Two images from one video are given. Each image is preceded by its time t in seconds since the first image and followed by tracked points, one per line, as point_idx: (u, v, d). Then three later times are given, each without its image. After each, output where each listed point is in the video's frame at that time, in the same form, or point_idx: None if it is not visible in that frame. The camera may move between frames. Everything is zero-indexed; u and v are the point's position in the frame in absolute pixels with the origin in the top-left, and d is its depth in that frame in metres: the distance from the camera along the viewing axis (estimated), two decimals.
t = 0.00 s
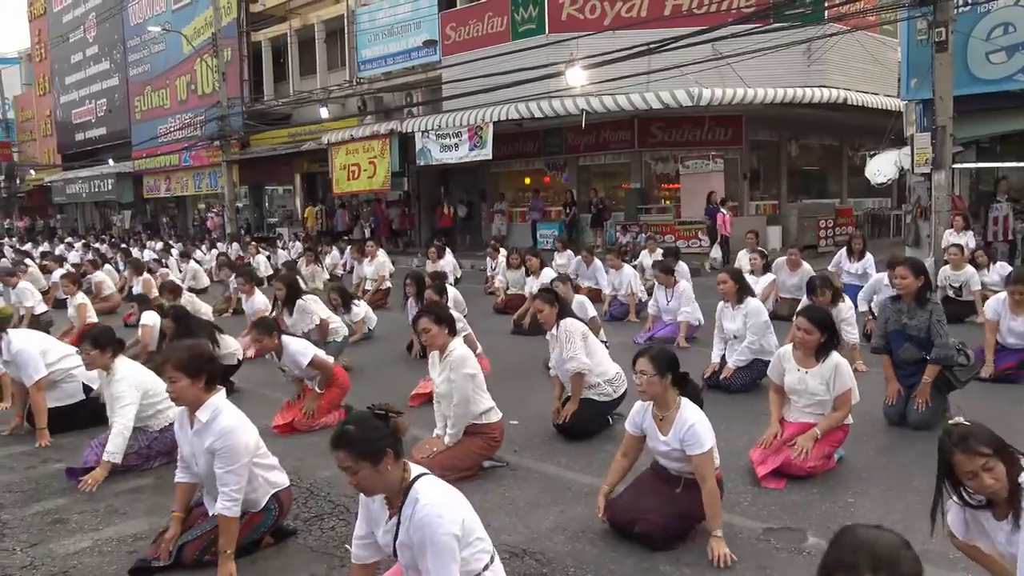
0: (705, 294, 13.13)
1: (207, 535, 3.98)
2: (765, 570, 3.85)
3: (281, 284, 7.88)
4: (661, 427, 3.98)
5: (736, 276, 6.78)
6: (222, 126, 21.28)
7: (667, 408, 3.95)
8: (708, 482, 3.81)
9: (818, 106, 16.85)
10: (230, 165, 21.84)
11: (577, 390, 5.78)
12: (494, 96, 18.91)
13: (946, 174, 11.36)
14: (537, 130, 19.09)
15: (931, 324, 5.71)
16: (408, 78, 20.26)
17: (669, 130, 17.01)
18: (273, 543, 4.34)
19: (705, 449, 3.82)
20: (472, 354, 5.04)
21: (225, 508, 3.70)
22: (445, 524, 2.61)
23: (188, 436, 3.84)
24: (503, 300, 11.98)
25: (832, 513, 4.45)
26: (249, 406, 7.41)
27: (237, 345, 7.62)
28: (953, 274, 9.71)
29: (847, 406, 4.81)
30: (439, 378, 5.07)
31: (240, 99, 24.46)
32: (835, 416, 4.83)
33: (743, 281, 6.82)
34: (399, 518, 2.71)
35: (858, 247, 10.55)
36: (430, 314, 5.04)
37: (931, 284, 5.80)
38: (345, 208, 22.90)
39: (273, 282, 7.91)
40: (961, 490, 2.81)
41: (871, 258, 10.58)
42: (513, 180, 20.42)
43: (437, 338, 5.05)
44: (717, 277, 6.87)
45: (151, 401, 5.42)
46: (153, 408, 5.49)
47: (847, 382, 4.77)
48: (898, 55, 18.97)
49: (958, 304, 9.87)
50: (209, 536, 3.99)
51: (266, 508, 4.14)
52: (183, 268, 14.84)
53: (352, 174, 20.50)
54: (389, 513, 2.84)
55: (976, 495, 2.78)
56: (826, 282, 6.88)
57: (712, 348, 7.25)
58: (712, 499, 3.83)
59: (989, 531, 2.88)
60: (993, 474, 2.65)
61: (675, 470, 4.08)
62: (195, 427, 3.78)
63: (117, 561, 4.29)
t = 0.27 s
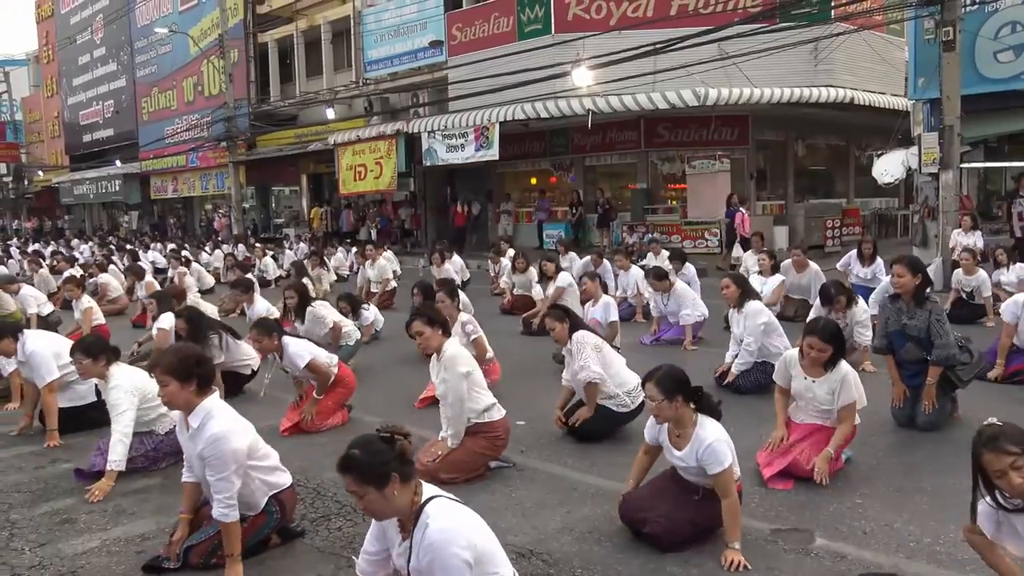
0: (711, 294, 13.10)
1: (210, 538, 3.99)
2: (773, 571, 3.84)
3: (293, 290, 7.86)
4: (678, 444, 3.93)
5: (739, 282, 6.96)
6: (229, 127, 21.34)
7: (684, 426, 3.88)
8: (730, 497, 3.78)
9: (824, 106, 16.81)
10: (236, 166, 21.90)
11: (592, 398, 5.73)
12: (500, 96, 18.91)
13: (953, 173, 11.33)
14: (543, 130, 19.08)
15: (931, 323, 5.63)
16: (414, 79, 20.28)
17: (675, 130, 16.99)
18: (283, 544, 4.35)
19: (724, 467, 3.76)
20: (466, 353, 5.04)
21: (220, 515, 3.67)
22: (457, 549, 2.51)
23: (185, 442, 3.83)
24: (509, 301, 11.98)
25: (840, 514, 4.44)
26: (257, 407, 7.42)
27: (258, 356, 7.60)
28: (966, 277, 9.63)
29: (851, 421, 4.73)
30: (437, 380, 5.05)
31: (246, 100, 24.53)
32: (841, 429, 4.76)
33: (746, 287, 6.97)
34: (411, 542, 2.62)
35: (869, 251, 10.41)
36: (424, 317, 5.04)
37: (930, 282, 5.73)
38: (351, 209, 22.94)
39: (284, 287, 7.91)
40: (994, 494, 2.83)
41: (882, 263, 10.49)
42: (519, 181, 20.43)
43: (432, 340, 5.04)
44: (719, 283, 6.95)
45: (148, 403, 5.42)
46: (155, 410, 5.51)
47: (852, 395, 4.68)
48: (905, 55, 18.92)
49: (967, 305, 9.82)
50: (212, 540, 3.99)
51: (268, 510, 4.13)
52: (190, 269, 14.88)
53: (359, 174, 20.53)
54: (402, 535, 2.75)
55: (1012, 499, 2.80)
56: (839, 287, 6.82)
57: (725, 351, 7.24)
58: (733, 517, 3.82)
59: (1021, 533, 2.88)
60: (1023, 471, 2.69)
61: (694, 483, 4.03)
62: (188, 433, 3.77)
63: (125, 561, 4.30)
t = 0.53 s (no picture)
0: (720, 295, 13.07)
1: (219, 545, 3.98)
2: (784, 572, 3.83)
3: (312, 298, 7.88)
4: (707, 447, 3.89)
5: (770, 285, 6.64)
6: (238, 128, 21.41)
7: (717, 431, 3.84)
8: (754, 501, 3.81)
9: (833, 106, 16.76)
10: (245, 167, 21.96)
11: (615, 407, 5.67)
12: (508, 96, 18.91)
13: (964, 173, 11.28)
14: (551, 131, 19.08)
15: (933, 315, 5.59)
16: (422, 80, 20.30)
17: (683, 130, 16.95)
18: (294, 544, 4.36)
19: (753, 473, 3.73)
20: (466, 355, 5.08)
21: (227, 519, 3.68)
22: (495, 563, 2.47)
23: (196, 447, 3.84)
24: (518, 302, 11.98)
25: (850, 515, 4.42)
26: (267, 408, 7.44)
27: (275, 372, 7.71)
28: (982, 279, 9.56)
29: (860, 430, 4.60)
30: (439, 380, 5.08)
31: (255, 101, 24.60)
32: (855, 440, 4.65)
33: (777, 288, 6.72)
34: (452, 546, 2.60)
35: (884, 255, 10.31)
36: (424, 319, 5.13)
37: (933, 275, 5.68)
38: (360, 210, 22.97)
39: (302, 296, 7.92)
40: None
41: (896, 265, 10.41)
42: (527, 181, 20.43)
43: (433, 342, 5.13)
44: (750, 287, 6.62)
45: (154, 409, 5.39)
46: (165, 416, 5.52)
47: (860, 406, 4.58)
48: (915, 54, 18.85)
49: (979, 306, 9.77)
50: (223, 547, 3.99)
51: (276, 520, 4.10)
52: (200, 270, 14.93)
53: (367, 175, 20.56)
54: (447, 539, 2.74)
55: None
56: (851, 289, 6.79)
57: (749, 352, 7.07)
58: (750, 525, 3.86)
59: None
60: None
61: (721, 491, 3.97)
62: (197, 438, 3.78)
63: (136, 561, 4.32)
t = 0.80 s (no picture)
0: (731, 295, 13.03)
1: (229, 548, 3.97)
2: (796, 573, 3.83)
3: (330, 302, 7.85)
4: (742, 444, 3.88)
5: (806, 281, 6.65)
6: (247, 129, 21.48)
7: (753, 428, 3.83)
8: (776, 504, 3.76)
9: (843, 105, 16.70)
10: (254, 167, 22.03)
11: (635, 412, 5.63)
12: (516, 96, 18.92)
13: (975, 172, 11.23)
14: (560, 131, 19.08)
15: (932, 315, 5.59)
16: (431, 80, 20.34)
17: (692, 130, 16.91)
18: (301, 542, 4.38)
19: (784, 475, 3.70)
20: (472, 361, 5.02)
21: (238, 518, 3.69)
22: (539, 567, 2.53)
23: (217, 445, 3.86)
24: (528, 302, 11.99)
25: (864, 517, 4.40)
26: (277, 408, 7.46)
27: (294, 378, 7.75)
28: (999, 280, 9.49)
29: (872, 433, 4.55)
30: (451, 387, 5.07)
31: (264, 102, 24.68)
32: (868, 445, 4.58)
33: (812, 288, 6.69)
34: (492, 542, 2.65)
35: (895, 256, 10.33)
36: (435, 325, 5.11)
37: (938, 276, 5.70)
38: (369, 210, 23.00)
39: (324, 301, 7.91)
40: None
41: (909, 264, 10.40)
42: (536, 181, 20.43)
43: (442, 348, 5.12)
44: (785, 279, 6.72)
45: (164, 414, 5.39)
46: (179, 423, 5.49)
47: (871, 406, 4.54)
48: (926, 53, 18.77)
49: (991, 307, 9.72)
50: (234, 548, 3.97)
51: (284, 530, 4.02)
52: (210, 272, 14.99)
53: (376, 176, 20.59)
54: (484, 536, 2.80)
55: None
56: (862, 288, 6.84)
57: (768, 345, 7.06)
58: (767, 529, 3.81)
59: None
60: None
61: (749, 493, 3.94)
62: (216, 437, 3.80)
63: (147, 560, 4.34)
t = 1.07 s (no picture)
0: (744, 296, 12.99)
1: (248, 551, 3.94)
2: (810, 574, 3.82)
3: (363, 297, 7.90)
4: (765, 444, 3.87)
5: (831, 283, 6.62)
6: (260, 130, 21.57)
7: (776, 426, 3.84)
8: (793, 504, 3.75)
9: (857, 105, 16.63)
10: (267, 167, 22.10)
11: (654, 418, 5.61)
12: (529, 97, 18.92)
13: (990, 173, 11.15)
14: (572, 131, 19.08)
15: (944, 327, 5.52)
16: (444, 81, 20.36)
17: (705, 130, 16.88)
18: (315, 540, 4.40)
19: (804, 475, 3.70)
20: (496, 363, 5.01)
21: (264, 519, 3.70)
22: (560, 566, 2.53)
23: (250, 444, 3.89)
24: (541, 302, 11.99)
25: (878, 519, 4.39)
26: (290, 407, 7.48)
27: (308, 378, 7.78)
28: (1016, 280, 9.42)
29: (891, 439, 4.49)
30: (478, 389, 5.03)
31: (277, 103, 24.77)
32: (890, 452, 4.50)
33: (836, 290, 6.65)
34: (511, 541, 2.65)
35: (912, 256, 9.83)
36: (458, 330, 5.18)
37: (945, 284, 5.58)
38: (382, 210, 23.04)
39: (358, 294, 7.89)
40: None
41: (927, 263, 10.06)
42: (548, 182, 20.43)
43: (467, 352, 5.16)
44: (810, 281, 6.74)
45: (180, 419, 5.37)
46: (196, 433, 5.47)
47: (888, 412, 4.46)
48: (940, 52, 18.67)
49: (1008, 308, 9.65)
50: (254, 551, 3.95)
51: (303, 540, 3.96)
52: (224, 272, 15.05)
53: (388, 176, 20.63)
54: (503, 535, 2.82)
55: None
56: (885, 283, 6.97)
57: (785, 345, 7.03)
58: (783, 529, 3.78)
59: None
60: None
61: (767, 495, 3.92)
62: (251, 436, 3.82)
63: (163, 558, 4.37)
